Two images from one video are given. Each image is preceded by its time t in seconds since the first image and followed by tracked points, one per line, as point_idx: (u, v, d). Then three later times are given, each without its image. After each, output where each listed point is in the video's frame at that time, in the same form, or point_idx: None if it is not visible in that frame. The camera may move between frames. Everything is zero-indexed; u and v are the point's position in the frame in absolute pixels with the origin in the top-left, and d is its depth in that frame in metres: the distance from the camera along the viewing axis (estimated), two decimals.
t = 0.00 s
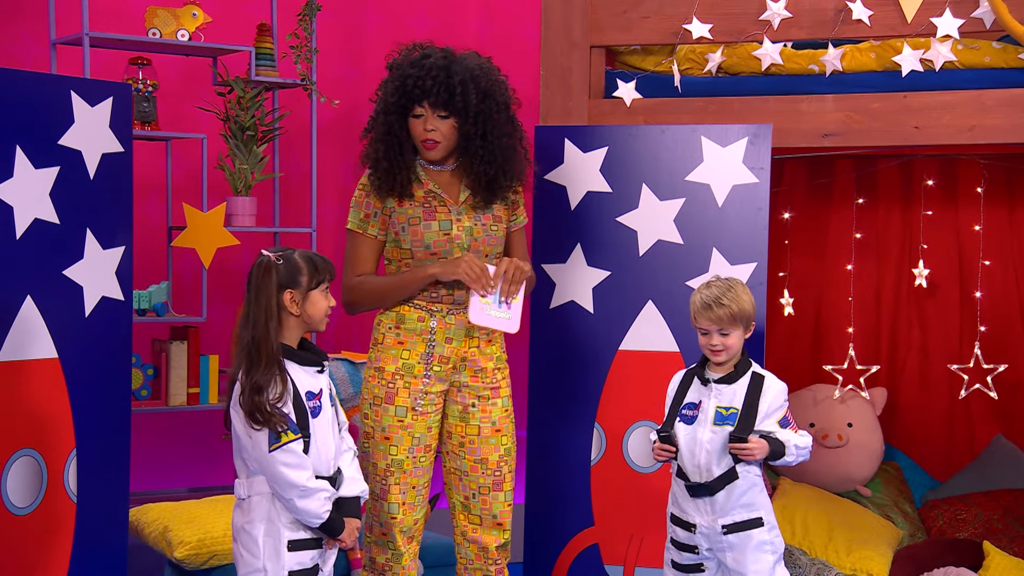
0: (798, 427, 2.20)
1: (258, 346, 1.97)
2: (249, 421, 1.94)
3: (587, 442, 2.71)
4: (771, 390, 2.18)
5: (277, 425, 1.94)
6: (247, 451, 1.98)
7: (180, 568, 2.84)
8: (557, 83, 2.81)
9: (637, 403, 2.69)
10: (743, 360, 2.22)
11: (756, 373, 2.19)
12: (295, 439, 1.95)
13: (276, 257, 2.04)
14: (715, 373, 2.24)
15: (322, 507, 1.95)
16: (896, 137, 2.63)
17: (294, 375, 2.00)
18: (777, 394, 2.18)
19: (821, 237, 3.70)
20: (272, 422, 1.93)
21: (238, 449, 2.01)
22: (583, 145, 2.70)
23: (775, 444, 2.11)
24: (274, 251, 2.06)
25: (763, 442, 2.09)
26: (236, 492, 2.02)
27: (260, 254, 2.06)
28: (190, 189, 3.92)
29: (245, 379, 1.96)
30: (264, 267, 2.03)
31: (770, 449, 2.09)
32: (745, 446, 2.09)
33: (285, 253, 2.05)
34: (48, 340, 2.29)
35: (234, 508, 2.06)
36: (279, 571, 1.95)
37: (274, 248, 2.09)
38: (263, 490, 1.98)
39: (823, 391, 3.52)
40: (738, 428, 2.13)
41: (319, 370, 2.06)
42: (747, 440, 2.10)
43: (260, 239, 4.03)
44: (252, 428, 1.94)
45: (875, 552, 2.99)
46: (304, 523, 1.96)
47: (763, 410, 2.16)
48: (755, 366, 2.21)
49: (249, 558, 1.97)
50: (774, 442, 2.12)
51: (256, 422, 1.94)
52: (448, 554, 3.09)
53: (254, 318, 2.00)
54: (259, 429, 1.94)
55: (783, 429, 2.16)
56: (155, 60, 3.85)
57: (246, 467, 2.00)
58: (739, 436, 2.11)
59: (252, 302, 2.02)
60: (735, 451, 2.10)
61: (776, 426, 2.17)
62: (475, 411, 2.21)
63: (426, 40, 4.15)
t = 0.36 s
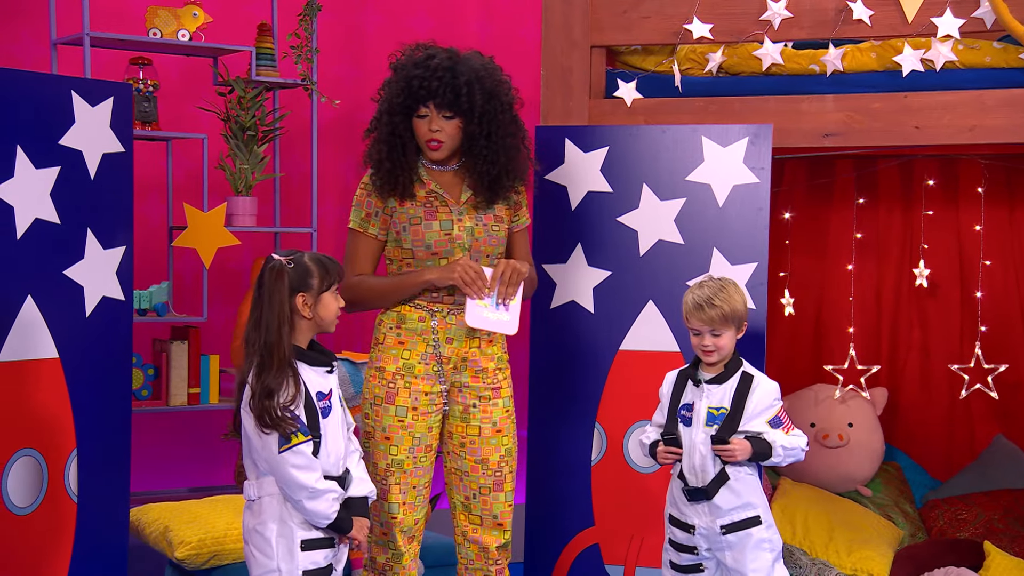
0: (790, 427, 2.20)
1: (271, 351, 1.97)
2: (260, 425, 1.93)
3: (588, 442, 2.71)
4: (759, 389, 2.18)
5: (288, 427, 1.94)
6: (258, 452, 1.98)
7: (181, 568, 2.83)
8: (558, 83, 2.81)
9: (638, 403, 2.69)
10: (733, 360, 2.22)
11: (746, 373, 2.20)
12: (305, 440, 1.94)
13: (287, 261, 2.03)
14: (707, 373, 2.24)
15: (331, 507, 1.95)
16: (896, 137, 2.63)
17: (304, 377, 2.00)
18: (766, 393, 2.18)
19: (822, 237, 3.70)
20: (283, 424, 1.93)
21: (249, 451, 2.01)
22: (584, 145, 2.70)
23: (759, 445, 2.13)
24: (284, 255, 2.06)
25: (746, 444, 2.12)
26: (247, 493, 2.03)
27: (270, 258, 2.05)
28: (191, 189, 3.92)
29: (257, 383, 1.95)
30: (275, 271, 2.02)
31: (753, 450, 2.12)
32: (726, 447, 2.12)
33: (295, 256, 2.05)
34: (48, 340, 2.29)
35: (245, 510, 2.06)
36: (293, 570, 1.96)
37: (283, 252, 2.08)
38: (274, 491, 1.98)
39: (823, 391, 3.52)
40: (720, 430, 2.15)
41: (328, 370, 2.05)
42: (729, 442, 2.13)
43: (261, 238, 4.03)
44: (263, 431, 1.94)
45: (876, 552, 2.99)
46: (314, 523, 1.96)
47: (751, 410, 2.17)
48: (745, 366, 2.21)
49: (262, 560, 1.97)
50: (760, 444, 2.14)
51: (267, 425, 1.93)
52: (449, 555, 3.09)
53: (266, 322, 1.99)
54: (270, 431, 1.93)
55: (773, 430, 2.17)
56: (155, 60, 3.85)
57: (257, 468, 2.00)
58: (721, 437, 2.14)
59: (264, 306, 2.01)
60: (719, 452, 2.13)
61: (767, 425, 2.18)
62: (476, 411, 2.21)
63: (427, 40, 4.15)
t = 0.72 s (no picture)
0: (789, 423, 2.20)
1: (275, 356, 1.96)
2: (263, 428, 1.93)
3: (588, 442, 2.71)
4: (757, 386, 2.19)
5: (291, 429, 1.93)
6: (261, 453, 1.98)
7: (182, 568, 2.83)
8: (558, 83, 2.81)
9: (638, 403, 2.69)
10: (731, 358, 2.22)
11: (744, 371, 2.20)
12: (309, 442, 1.94)
13: (291, 265, 2.02)
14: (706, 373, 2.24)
15: (333, 509, 1.95)
16: (897, 137, 2.63)
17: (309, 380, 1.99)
18: (764, 389, 2.19)
19: (822, 237, 3.70)
20: (287, 427, 1.93)
21: (252, 452, 2.01)
22: (584, 145, 2.70)
23: (758, 442, 2.14)
24: (288, 258, 2.05)
25: (744, 441, 2.13)
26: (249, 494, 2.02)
27: (274, 260, 2.04)
28: (191, 189, 3.92)
29: (260, 387, 1.94)
30: (280, 276, 2.01)
31: (752, 448, 2.13)
32: (726, 444, 2.13)
33: (299, 258, 2.04)
34: (48, 340, 2.29)
35: (246, 510, 2.06)
36: (295, 570, 1.96)
37: (286, 254, 2.07)
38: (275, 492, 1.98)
39: (823, 392, 3.52)
40: (719, 428, 2.16)
41: (332, 371, 2.05)
42: (728, 439, 2.14)
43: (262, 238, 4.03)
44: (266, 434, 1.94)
45: (877, 552, 2.98)
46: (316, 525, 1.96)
47: (749, 409, 2.17)
48: (742, 364, 2.22)
49: (264, 560, 1.97)
50: (758, 441, 2.15)
51: (270, 429, 1.93)
52: (450, 555, 3.10)
53: (270, 327, 1.99)
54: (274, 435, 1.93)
55: (772, 427, 2.17)
56: (155, 60, 3.85)
57: (259, 468, 2.00)
58: (720, 435, 2.15)
59: (268, 311, 2.00)
60: (716, 449, 2.15)
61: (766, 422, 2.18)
62: (478, 411, 2.21)
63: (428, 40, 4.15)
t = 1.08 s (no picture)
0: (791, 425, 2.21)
1: (275, 358, 1.96)
2: (263, 431, 1.93)
3: (589, 442, 2.71)
4: (761, 388, 2.19)
5: (290, 430, 1.93)
6: (261, 454, 1.98)
7: (182, 568, 2.84)
8: (559, 84, 2.81)
9: (639, 403, 2.69)
10: (732, 359, 2.23)
11: (747, 372, 2.20)
12: (309, 443, 1.94)
13: (291, 267, 2.02)
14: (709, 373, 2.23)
15: (334, 511, 1.95)
16: (897, 137, 2.63)
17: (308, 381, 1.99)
18: (768, 391, 2.19)
19: (823, 236, 3.70)
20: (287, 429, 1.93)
21: (251, 454, 2.01)
22: (585, 145, 2.70)
23: (766, 444, 2.13)
24: (288, 259, 2.05)
25: (753, 442, 2.12)
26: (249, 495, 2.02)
27: (274, 263, 2.04)
28: (192, 189, 3.93)
29: (259, 390, 1.94)
30: (280, 279, 2.01)
31: (761, 449, 2.12)
32: (736, 447, 2.12)
33: (299, 259, 2.04)
34: (48, 340, 2.29)
35: (245, 510, 2.05)
36: (295, 570, 1.96)
37: (285, 256, 2.07)
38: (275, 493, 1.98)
39: (823, 391, 3.52)
40: (727, 429, 2.15)
41: (331, 371, 2.04)
42: (738, 441, 2.13)
43: (262, 238, 4.03)
44: (266, 436, 1.94)
45: (877, 552, 2.98)
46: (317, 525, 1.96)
47: (754, 409, 2.17)
48: (745, 365, 2.22)
49: (264, 561, 1.97)
50: (765, 442, 2.14)
51: (269, 431, 1.93)
52: (450, 554, 3.10)
53: (270, 329, 1.98)
54: (273, 437, 1.93)
55: (775, 429, 2.18)
56: (156, 60, 3.85)
57: (259, 469, 2.00)
58: (730, 436, 2.14)
59: (268, 313, 2.00)
60: (726, 451, 2.13)
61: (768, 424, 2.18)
62: (481, 409, 2.21)
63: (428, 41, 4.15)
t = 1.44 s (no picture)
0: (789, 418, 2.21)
1: (272, 357, 1.96)
2: (259, 430, 1.93)
3: (589, 442, 2.71)
4: (756, 383, 2.19)
5: (287, 430, 1.93)
6: (258, 454, 1.98)
7: (182, 568, 2.84)
8: (559, 84, 2.81)
9: (639, 403, 2.69)
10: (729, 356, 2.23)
11: (742, 368, 2.21)
12: (306, 442, 1.94)
13: (290, 266, 2.03)
14: (707, 370, 2.23)
15: (330, 512, 1.95)
16: (897, 137, 2.63)
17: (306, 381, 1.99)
18: (763, 385, 2.20)
19: (823, 236, 3.70)
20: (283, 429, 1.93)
21: (248, 453, 2.01)
22: (585, 145, 2.70)
23: (761, 441, 2.15)
24: (287, 258, 2.05)
25: (748, 440, 2.14)
26: (246, 494, 2.02)
27: (273, 262, 2.04)
28: (193, 189, 3.93)
29: (256, 389, 1.94)
30: (279, 277, 2.01)
31: (756, 446, 2.14)
32: (731, 444, 2.13)
33: (299, 258, 2.04)
34: (48, 340, 2.29)
35: (242, 510, 2.05)
36: (291, 571, 1.96)
37: (285, 254, 2.07)
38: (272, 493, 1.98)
39: (823, 391, 3.52)
40: (722, 428, 2.16)
41: (329, 370, 2.05)
42: (733, 439, 2.14)
43: (263, 238, 4.03)
44: (262, 436, 1.93)
45: (878, 552, 2.98)
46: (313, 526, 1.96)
47: (750, 405, 2.18)
48: (740, 361, 2.22)
49: (260, 561, 1.97)
50: (761, 438, 2.16)
51: (265, 431, 1.93)
52: (451, 554, 3.10)
53: (267, 327, 1.99)
54: (268, 436, 1.93)
55: (772, 424, 2.19)
56: (156, 60, 3.85)
57: (257, 469, 1.99)
58: (725, 435, 2.15)
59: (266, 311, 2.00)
60: (721, 450, 2.14)
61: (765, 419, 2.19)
62: (483, 406, 2.21)
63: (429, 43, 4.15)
